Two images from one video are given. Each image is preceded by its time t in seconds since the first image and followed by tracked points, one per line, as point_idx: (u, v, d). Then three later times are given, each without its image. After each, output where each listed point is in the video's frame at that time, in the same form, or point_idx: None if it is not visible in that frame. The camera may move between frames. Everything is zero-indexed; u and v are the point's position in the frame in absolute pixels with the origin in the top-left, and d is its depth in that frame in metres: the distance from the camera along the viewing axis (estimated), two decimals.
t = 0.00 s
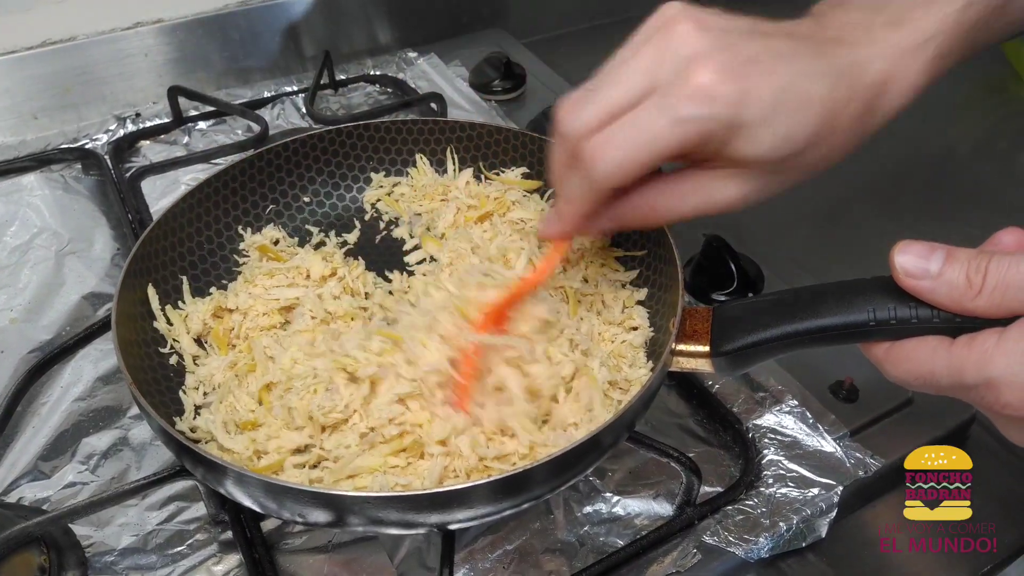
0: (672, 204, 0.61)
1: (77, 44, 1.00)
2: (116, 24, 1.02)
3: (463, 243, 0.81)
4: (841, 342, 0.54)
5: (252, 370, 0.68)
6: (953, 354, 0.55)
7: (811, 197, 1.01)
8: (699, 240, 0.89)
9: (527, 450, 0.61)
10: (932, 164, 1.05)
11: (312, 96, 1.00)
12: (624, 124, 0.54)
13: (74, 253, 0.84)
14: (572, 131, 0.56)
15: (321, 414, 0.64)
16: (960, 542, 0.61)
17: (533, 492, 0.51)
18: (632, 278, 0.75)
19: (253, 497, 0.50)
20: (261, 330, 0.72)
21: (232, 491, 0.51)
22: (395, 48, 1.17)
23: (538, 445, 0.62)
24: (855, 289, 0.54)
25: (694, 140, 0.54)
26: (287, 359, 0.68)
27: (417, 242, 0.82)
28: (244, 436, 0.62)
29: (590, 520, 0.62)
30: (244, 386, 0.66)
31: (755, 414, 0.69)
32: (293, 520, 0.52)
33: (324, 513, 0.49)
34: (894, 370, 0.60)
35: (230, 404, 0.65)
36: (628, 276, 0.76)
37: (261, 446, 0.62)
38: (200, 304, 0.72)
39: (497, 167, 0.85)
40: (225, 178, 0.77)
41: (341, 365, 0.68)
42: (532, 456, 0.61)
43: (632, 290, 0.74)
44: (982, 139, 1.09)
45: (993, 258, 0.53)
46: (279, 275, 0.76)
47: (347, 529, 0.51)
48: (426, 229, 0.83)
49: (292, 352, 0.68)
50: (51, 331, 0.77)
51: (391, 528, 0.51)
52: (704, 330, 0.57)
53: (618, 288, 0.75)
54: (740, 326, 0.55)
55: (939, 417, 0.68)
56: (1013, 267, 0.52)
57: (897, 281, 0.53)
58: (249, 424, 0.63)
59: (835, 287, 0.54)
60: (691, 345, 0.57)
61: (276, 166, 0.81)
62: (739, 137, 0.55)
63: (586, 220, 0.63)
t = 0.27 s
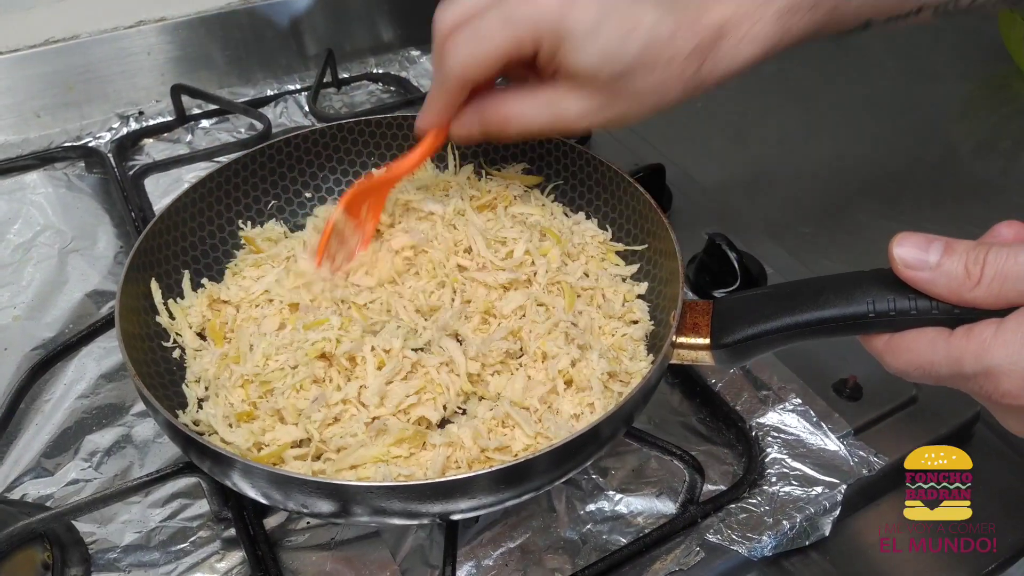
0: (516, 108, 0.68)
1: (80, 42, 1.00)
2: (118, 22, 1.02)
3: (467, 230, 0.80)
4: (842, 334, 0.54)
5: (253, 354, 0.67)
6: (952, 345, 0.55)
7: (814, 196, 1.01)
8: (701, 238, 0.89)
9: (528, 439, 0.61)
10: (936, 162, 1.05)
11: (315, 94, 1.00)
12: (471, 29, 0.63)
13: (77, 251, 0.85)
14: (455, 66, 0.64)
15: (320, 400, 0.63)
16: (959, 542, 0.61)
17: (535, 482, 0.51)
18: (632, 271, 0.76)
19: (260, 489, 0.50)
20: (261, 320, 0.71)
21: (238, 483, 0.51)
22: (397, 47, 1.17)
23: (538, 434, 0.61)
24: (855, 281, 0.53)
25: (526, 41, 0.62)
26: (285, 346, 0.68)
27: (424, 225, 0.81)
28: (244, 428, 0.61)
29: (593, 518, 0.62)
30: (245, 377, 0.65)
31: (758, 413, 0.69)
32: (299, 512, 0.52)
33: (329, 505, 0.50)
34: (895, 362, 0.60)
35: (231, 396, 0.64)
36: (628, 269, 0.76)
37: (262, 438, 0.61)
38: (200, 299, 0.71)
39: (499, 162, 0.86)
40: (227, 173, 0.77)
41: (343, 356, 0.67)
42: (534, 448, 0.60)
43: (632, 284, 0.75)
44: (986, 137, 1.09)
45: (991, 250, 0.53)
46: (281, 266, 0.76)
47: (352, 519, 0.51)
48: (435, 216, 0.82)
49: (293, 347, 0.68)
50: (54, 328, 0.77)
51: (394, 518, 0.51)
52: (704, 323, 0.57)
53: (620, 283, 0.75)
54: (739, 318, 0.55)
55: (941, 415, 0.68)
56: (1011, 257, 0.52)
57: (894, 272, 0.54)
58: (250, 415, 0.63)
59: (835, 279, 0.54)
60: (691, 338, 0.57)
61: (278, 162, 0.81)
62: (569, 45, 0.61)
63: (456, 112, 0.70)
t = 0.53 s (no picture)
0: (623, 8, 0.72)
1: (82, 45, 1.00)
2: (120, 25, 1.02)
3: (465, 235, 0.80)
4: (841, 324, 0.54)
5: (258, 363, 0.67)
6: (949, 331, 0.56)
7: (814, 198, 1.01)
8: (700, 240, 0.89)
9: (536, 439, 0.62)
10: (935, 165, 1.05)
11: (316, 97, 1.00)
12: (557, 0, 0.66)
13: (78, 253, 0.85)
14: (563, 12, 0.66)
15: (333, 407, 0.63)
16: (959, 542, 0.61)
17: (534, 485, 0.52)
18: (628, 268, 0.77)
19: (258, 490, 0.51)
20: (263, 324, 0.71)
21: (238, 486, 0.52)
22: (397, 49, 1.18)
23: (546, 437, 0.62)
24: (849, 272, 0.54)
25: None
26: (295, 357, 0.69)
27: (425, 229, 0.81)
28: (250, 434, 0.62)
29: (590, 519, 0.63)
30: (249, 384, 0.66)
31: (756, 414, 0.69)
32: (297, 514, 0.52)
33: (327, 507, 0.50)
34: (891, 350, 0.62)
35: (236, 404, 0.64)
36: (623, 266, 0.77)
37: (270, 445, 0.61)
38: (197, 307, 0.71)
39: (491, 163, 0.86)
40: (220, 181, 0.77)
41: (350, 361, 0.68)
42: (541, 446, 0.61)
43: (628, 281, 0.76)
44: (986, 140, 1.09)
45: (985, 236, 0.54)
46: (279, 274, 0.76)
47: (350, 521, 0.51)
48: (435, 219, 0.82)
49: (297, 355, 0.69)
50: (55, 330, 0.78)
51: (392, 521, 0.51)
52: (704, 318, 0.58)
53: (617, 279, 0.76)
54: (738, 311, 0.57)
55: (938, 417, 0.68)
56: (1006, 243, 0.53)
57: (891, 262, 0.54)
58: (255, 422, 0.63)
59: (830, 271, 0.55)
60: (692, 332, 0.58)
61: (271, 168, 0.81)
62: None
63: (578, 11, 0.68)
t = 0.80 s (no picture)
0: (615, 87, 0.73)
1: (77, 44, 1.00)
2: (115, 25, 1.02)
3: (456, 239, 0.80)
4: (834, 289, 0.56)
5: (263, 372, 0.67)
6: (940, 287, 0.58)
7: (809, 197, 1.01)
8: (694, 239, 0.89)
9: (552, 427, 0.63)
10: (930, 163, 1.05)
11: (311, 96, 1.00)
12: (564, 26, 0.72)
13: (73, 252, 0.85)
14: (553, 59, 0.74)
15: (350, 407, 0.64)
16: (960, 542, 0.62)
17: (531, 483, 0.52)
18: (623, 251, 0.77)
19: (255, 485, 0.51)
20: (263, 334, 0.71)
21: (234, 482, 0.52)
22: (393, 48, 1.18)
23: (564, 416, 0.63)
24: (842, 237, 0.56)
25: (611, 31, 0.70)
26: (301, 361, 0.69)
27: (416, 233, 0.81)
28: (267, 443, 0.61)
29: (585, 517, 0.63)
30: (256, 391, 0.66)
31: (751, 413, 0.69)
32: (295, 509, 0.52)
33: (322, 504, 0.50)
34: (882, 309, 0.63)
35: (246, 414, 0.64)
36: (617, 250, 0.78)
37: (286, 450, 0.61)
38: (189, 321, 0.70)
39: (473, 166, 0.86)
40: (200, 194, 0.76)
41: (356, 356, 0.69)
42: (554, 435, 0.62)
43: (620, 267, 0.77)
44: (981, 138, 1.09)
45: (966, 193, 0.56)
46: (272, 283, 0.76)
47: (346, 517, 0.51)
48: (422, 224, 0.82)
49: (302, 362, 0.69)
50: (50, 329, 0.77)
51: (388, 516, 0.51)
52: (702, 293, 0.59)
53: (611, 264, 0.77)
54: (735, 285, 0.57)
55: (932, 413, 0.69)
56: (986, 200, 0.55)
57: (880, 226, 0.56)
58: (268, 429, 0.63)
59: (821, 239, 0.56)
60: (692, 309, 0.59)
61: (250, 178, 0.80)
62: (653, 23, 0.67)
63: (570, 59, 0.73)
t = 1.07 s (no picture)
0: (565, 98, 0.62)
1: (74, 43, 1.00)
2: (113, 24, 1.02)
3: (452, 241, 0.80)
4: (834, 289, 0.56)
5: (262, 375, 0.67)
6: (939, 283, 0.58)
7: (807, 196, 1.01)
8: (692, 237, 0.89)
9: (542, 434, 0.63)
10: (929, 163, 1.05)
11: (309, 96, 1.00)
12: (508, 25, 0.70)
13: (71, 251, 0.85)
14: (494, 56, 0.71)
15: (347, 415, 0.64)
16: (960, 542, 0.61)
17: (528, 486, 0.52)
18: (625, 249, 0.78)
19: (251, 487, 0.50)
20: (263, 337, 0.71)
21: (231, 484, 0.52)
22: (391, 48, 1.18)
23: (567, 420, 0.63)
24: (840, 238, 0.56)
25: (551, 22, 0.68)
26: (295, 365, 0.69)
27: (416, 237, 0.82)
28: (265, 446, 0.62)
29: (583, 516, 0.63)
30: (253, 393, 0.65)
31: (748, 411, 0.69)
32: (290, 513, 0.52)
33: (319, 506, 0.50)
34: (883, 307, 0.63)
35: (245, 417, 0.64)
36: (618, 248, 0.78)
37: (286, 454, 0.62)
38: (188, 324, 0.70)
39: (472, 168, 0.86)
40: (197, 196, 0.76)
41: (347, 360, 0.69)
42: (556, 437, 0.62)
43: (622, 265, 0.76)
44: (980, 138, 1.09)
45: (966, 194, 0.57)
46: (270, 285, 0.76)
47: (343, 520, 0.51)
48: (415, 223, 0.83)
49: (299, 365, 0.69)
50: (47, 328, 0.77)
51: (385, 520, 0.51)
52: (701, 293, 0.59)
53: (612, 264, 0.77)
54: (736, 284, 0.57)
55: (930, 413, 0.69)
56: (986, 199, 0.56)
57: (882, 224, 0.57)
58: (266, 432, 0.63)
59: (821, 238, 0.56)
60: (692, 309, 0.59)
61: (246, 179, 0.80)
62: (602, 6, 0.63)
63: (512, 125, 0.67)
